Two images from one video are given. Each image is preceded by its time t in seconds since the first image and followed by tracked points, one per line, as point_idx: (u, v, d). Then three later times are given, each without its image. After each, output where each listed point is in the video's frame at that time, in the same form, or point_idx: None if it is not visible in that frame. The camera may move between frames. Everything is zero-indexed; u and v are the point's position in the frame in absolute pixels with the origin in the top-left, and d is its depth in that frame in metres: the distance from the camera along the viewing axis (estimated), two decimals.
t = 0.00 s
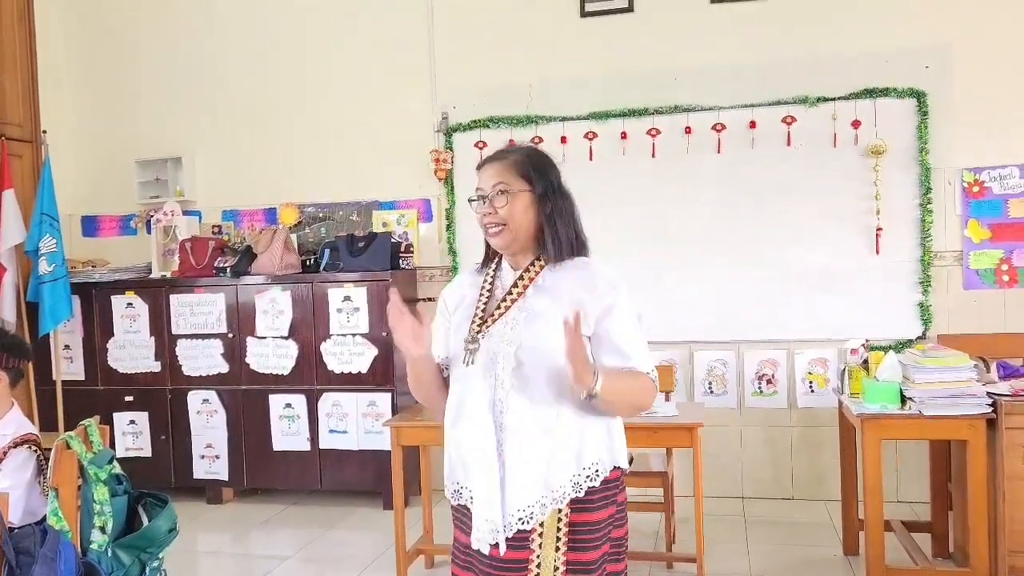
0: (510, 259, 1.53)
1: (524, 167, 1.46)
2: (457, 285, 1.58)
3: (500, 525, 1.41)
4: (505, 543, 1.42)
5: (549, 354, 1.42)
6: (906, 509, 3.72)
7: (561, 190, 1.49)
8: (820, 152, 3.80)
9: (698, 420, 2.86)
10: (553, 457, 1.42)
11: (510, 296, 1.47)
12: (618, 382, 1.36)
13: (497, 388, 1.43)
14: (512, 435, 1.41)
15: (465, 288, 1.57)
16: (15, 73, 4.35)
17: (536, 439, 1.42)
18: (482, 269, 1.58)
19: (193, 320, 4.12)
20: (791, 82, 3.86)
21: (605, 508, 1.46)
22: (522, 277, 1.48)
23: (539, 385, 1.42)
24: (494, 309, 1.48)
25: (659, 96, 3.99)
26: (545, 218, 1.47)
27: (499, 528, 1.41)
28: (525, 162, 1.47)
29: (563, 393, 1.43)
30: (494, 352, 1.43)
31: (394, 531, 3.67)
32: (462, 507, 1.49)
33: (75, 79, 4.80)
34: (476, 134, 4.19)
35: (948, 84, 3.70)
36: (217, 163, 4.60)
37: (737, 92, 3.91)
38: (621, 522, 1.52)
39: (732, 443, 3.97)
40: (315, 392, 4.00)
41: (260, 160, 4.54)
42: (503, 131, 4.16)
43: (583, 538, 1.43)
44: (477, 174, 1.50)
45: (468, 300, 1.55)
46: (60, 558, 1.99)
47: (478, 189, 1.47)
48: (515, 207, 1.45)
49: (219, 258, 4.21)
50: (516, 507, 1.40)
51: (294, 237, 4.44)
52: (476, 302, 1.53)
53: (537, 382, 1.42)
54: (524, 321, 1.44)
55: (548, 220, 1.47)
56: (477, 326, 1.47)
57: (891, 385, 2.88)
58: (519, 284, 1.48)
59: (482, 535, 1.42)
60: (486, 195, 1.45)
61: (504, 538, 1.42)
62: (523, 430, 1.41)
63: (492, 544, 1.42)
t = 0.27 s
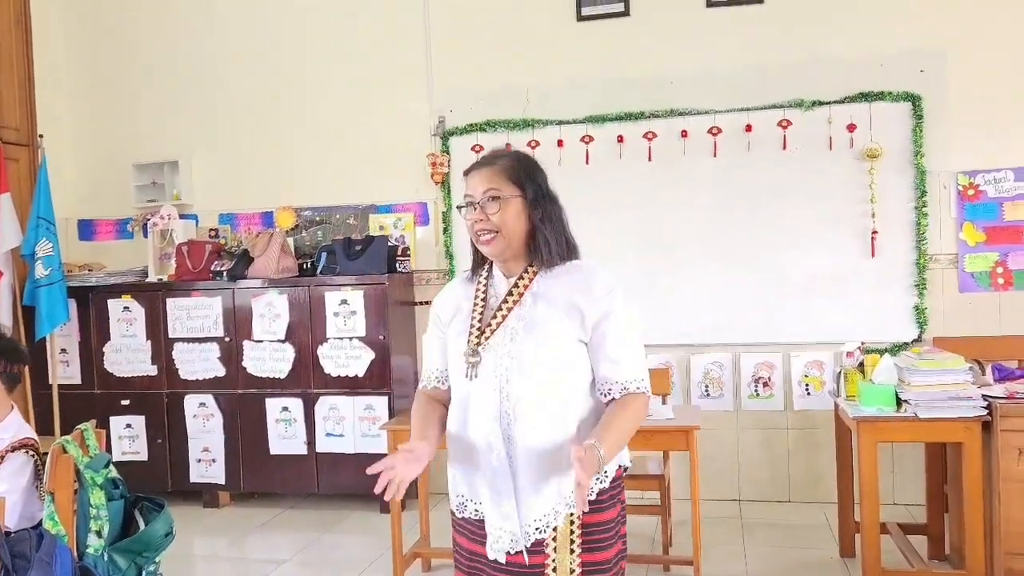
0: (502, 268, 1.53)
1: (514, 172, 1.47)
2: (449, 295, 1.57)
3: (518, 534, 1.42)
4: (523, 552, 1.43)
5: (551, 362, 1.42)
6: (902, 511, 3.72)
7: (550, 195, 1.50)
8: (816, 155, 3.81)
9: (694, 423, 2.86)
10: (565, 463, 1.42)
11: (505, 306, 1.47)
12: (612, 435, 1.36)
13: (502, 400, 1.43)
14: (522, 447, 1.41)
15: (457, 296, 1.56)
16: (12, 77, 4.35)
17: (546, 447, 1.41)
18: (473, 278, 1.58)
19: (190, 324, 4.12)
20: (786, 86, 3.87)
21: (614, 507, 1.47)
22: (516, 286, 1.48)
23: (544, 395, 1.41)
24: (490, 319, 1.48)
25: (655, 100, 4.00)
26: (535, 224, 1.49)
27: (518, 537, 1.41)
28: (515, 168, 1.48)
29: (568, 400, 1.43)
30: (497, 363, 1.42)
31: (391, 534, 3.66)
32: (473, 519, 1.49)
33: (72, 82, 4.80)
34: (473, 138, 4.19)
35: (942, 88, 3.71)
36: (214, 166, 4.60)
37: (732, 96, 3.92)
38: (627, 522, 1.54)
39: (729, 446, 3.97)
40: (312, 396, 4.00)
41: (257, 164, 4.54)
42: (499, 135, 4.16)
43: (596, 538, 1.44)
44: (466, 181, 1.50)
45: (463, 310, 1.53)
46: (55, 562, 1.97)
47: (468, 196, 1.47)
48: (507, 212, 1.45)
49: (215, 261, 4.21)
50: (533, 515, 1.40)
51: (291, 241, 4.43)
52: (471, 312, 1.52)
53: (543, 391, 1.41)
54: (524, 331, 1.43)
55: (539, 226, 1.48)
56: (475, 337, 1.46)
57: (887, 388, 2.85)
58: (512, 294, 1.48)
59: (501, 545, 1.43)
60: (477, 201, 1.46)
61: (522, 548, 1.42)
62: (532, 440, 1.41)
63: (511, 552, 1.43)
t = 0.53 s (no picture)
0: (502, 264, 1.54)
1: (520, 170, 1.48)
2: (448, 291, 1.56)
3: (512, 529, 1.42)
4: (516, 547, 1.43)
5: (549, 358, 1.43)
6: (896, 512, 3.73)
7: (554, 196, 1.51)
8: (810, 157, 3.82)
9: (689, 424, 2.86)
10: (560, 459, 1.43)
11: (505, 302, 1.47)
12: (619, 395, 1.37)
13: (501, 394, 1.43)
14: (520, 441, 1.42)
15: (456, 292, 1.56)
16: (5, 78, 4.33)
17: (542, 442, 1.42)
18: (472, 274, 1.57)
19: (184, 325, 4.11)
20: (781, 87, 3.88)
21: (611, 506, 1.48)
22: (515, 283, 1.48)
23: (542, 390, 1.42)
24: (490, 314, 1.48)
25: (649, 101, 4.01)
26: (538, 222, 1.49)
27: (511, 532, 1.42)
28: (521, 166, 1.48)
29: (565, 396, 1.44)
30: (496, 358, 1.43)
31: (386, 535, 3.66)
32: (467, 513, 1.49)
33: (66, 83, 4.79)
34: (468, 139, 4.19)
35: (936, 90, 3.72)
36: (209, 167, 4.59)
37: (727, 97, 3.93)
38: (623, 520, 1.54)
39: (724, 447, 3.98)
40: (307, 397, 3.99)
41: (251, 165, 4.53)
42: (494, 136, 4.16)
43: (593, 538, 1.45)
44: (471, 177, 1.50)
45: (462, 304, 1.53)
46: (49, 564, 1.99)
47: (474, 190, 1.48)
48: (513, 209, 1.46)
49: (209, 262, 4.21)
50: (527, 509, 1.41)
51: (286, 241, 4.44)
52: (470, 307, 1.51)
53: (541, 386, 1.42)
54: (524, 326, 1.44)
55: (542, 224, 1.49)
56: (475, 332, 1.46)
57: (881, 389, 2.88)
58: (512, 290, 1.48)
59: (494, 540, 1.42)
60: (483, 196, 1.46)
61: (515, 542, 1.42)
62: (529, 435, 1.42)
63: (503, 548, 1.43)
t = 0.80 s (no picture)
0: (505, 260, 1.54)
1: (527, 171, 1.47)
2: (449, 285, 1.59)
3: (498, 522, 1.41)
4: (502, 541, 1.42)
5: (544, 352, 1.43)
6: (891, 513, 3.74)
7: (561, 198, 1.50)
8: (805, 159, 3.83)
9: (685, 426, 2.86)
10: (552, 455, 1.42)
11: (502, 296, 1.47)
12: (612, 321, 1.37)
13: (495, 387, 1.42)
14: (511, 434, 1.41)
15: (458, 287, 1.58)
16: None
17: (535, 437, 1.41)
18: (474, 270, 1.60)
19: (179, 326, 4.10)
20: (777, 89, 3.88)
21: (600, 509, 1.47)
22: (514, 278, 1.49)
23: (537, 384, 1.41)
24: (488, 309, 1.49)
25: (645, 103, 4.01)
26: (543, 223, 1.48)
27: (498, 526, 1.41)
28: (529, 168, 1.48)
29: (559, 392, 1.43)
30: (492, 350, 1.43)
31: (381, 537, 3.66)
32: (458, 505, 1.48)
33: (61, 84, 4.77)
34: (464, 140, 4.19)
35: (931, 93, 3.73)
36: (204, 168, 4.59)
37: (723, 99, 3.93)
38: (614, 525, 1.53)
39: (720, 449, 3.98)
40: (302, 398, 3.99)
41: (247, 166, 4.53)
42: (490, 137, 4.16)
43: (578, 540, 1.44)
44: (479, 174, 1.51)
45: (460, 299, 1.56)
46: (43, 566, 1.97)
47: (479, 188, 1.48)
48: (516, 208, 1.45)
49: (205, 263, 4.20)
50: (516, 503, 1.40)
51: (282, 243, 4.43)
52: (469, 302, 1.53)
53: (536, 381, 1.42)
54: (521, 320, 1.44)
55: (546, 226, 1.48)
56: (472, 325, 1.47)
57: (875, 390, 2.89)
58: (511, 285, 1.48)
59: (480, 533, 1.41)
60: (487, 193, 1.46)
61: (502, 536, 1.41)
62: (522, 429, 1.41)
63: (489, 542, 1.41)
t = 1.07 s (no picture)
0: (503, 261, 1.54)
1: (528, 170, 1.48)
2: (448, 284, 1.59)
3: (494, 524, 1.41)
4: (496, 543, 1.43)
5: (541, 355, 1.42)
6: (888, 514, 3.74)
7: (562, 199, 1.50)
8: (802, 160, 3.84)
9: (682, 427, 2.86)
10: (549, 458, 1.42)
11: (500, 296, 1.47)
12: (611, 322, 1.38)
13: (492, 389, 1.42)
14: (507, 437, 1.40)
15: (457, 286, 1.57)
16: None
17: (532, 440, 1.41)
18: (473, 269, 1.59)
19: (176, 326, 4.09)
20: (774, 90, 3.89)
21: (598, 512, 1.48)
22: (513, 278, 1.48)
23: (534, 387, 1.41)
24: (485, 310, 1.48)
25: (643, 103, 4.02)
26: (542, 223, 1.48)
27: (493, 528, 1.41)
28: (530, 167, 1.48)
29: (556, 394, 1.42)
30: (488, 352, 1.43)
31: (378, 537, 3.66)
32: (454, 504, 1.49)
33: (58, 84, 4.77)
34: (462, 141, 4.19)
35: (928, 94, 3.74)
36: (202, 168, 4.58)
37: (721, 100, 3.94)
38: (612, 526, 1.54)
39: (717, 449, 3.98)
40: (299, 399, 3.98)
41: (245, 165, 4.52)
42: (488, 138, 4.17)
43: (577, 543, 1.44)
44: (481, 173, 1.51)
45: (459, 298, 1.55)
46: (39, 567, 2.00)
47: (480, 185, 1.48)
48: (515, 206, 1.45)
49: (202, 263, 4.19)
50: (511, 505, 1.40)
51: (280, 243, 4.43)
52: (467, 302, 1.53)
53: (533, 383, 1.41)
54: (518, 322, 1.43)
55: (546, 226, 1.47)
56: (469, 326, 1.47)
57: (872, 391, 2.89)
58: (509, 285, 1.48)
59: (476, 534, 1.42)
60: (486, 191, 1.46)
61: (496, 538, 1.42)
62: (519, 432, 1.40)
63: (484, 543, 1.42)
